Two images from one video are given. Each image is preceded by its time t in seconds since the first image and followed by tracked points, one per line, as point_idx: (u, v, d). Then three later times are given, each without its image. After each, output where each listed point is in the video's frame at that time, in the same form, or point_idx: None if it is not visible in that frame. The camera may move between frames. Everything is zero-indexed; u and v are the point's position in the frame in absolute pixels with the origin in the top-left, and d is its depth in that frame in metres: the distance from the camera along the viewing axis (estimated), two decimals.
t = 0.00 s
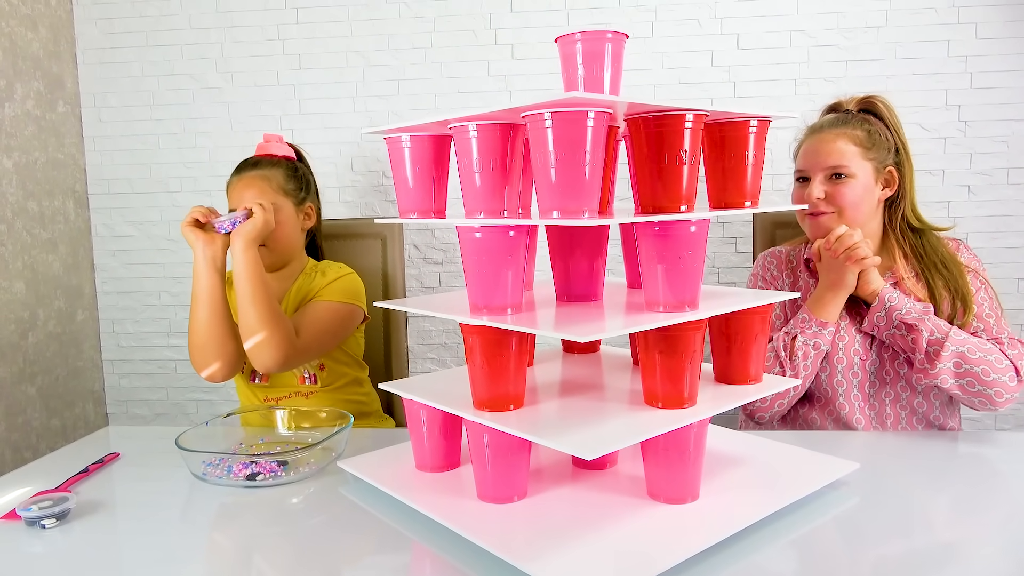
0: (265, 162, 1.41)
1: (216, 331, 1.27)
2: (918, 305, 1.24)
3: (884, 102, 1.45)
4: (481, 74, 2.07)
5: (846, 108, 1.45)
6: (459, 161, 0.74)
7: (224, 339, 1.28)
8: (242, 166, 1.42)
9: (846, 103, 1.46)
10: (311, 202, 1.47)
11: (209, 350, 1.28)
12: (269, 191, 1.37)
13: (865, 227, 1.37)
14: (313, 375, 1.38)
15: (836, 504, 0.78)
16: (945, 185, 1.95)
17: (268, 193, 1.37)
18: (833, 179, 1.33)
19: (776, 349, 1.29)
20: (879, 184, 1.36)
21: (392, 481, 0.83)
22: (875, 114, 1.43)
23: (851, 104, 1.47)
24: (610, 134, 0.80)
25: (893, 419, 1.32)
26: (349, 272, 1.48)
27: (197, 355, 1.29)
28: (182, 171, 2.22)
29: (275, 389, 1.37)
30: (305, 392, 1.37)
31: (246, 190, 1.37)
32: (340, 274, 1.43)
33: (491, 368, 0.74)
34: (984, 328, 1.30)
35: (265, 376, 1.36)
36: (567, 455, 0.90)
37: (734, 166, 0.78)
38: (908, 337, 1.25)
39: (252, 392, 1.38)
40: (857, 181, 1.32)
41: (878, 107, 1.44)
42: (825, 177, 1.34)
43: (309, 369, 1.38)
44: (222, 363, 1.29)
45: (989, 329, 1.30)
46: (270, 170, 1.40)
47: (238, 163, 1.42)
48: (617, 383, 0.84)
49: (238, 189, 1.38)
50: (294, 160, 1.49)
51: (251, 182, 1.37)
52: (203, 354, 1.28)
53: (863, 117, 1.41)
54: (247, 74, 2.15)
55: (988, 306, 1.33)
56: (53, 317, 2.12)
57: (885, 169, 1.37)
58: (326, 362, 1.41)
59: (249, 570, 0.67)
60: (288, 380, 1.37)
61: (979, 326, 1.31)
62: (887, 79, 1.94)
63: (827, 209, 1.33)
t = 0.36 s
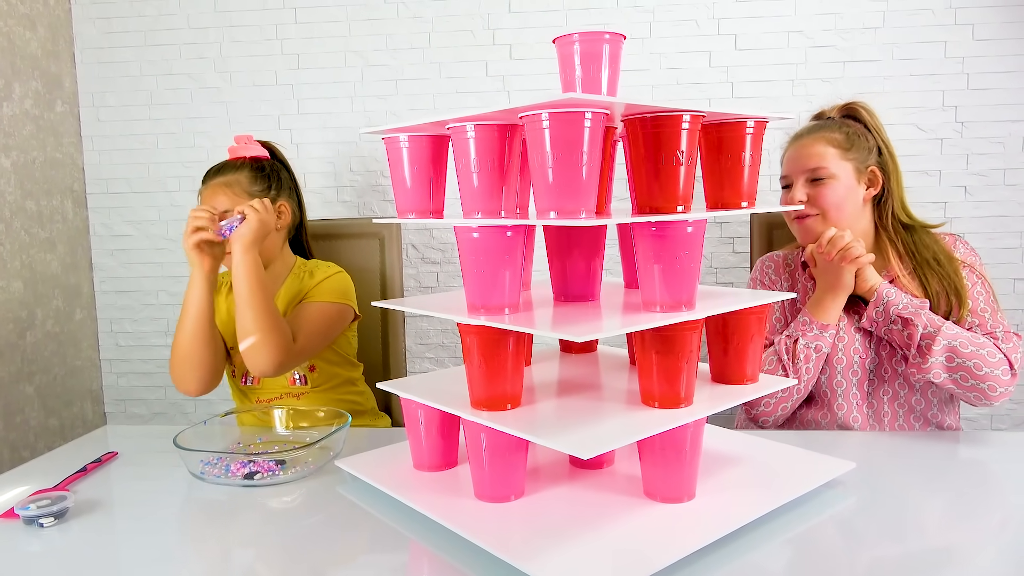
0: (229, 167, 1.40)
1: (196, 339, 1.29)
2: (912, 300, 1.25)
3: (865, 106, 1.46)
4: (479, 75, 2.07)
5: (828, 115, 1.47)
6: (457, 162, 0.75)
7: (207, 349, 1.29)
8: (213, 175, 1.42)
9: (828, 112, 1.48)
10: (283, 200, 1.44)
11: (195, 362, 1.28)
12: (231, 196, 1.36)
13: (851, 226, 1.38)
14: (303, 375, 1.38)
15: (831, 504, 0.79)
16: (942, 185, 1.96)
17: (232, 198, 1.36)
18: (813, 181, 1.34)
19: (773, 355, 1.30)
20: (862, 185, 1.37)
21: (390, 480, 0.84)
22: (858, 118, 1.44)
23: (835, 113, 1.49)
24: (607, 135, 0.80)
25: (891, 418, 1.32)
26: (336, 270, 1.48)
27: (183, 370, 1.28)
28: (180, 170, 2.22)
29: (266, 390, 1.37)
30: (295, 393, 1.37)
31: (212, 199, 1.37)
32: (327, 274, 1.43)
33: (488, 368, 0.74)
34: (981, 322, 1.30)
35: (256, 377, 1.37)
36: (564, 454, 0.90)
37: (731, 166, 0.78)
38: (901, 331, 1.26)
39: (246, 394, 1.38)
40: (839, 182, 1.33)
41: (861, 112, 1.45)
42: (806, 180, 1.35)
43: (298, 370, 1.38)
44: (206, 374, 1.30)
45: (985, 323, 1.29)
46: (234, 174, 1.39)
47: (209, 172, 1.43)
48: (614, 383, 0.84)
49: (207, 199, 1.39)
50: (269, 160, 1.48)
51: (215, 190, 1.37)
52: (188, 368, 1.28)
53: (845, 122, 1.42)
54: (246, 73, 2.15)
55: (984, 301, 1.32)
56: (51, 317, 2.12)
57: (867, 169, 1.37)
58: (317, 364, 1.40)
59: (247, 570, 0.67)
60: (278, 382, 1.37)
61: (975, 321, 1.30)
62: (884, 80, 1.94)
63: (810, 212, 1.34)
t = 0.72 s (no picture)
0: (243, 162, 1.38)
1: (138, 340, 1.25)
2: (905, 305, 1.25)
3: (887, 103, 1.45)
4: (477, 73, 2.07)
5: (849, 107, 1.46)
6: (456, 160, 0.75)
7: (140, 350, 1.22)
8: (223, 167, 1.39)
9: (850, 104, 1.47)
10: (295, 197, 1.44)
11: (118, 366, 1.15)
12: (248, 193, 1.35)
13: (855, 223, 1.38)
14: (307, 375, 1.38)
15: (829, 501, 0.79)
16: (939, 184, 1.96)
17: (250, 195, 1.35)
18: (824, 174, 1.35)
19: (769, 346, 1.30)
20: (872, 181, 1.37)
21: (388, 478, 0.84)
22: (878, 114, 1.44)
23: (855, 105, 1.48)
24: (606, 132, 0.80)
25: (878, 416, 1.33)
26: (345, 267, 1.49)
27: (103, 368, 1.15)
28: (179, 169, 2.22)
29: (268, 387, 1.38)
30: (298, 392, 1.38)
31: (225, 194, 1.35)
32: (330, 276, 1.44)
33: (487, 365, 0.74)
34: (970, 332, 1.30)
35: (259, 375, 1.38)
36: (562, 452, 0.90)
37: (730, 164, 0.78)
38: (892, 331, 1.26)
39: (247, 391, 1.39)
40: (849, 177, 1.33)
41: (882, 107, 1.44)
42: (816, 172, 1.35)
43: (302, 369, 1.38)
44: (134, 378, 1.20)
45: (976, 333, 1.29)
46: (249, 171, 1.37)
47: (218, 165, 1.40)
48: (613, 381, 0.84)
49: (218, 193, 1.36)
50: (276, 153, 1.46)
51: (230, 185, 1.35)
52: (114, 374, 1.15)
53: (864, 116, 1.42)
54: (244, 71, 2.15)
55: (978, 309, 1.32)
56: (50, 315, 2.12)
57: (880, 166, 1.37)
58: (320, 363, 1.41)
59: (248, 567, 0.67)
60: (280, 379, 1.37)
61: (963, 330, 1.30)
62: (883, 78, 1.95)
63: (817, 204, 1.34)
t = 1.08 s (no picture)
0: (253, 156, 1.37)
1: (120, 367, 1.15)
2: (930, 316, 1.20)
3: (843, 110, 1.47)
4: (478, 69, 2.07)
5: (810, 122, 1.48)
6: (457, 155, 0.75)
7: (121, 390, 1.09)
8: (229, 161, 1.38)
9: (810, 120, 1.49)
10: (302, 194, 1.45)
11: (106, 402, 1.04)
12: (259, 187, 1.35)
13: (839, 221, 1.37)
14: (319, 370, 1.39)
15: (828, 498, 0.79)
16: (940, 182, 1.97)
17: (261, 189, 1.35)
18: (798, 179, 1.33)
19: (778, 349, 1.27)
20: (846, 177, 1.36)
21: (388, 472, 0.84)
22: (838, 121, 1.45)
23: (815, 120, 1.50)
24: (607, 129, 0.80)
25: (887, 421, 1.33)
26: (355, 264, 1.50)
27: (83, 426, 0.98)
28: (179, 163, 2.22)
29: (279, 384, 1.38)
30: (311, 387, 1.39)
31: (235, 187, 1.33)
32: (352, 274, 1.45)
33: (487, 361, 0.74)
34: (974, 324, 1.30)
35: (269, 372, 1.37)
36: (562, 447, 0.90)
37: (731, 161, 0.78)
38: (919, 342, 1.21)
39: (251, 389, 1.37)
40: (823, 177, 1.32)
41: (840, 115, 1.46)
42: (790, 181, 1.34)
43: (314, 364, 1.39)
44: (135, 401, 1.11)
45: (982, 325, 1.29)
46: (258, 165, 1.37)
47: (223, 158, 1.38)
48: (613, 377, 0.84)
49: (226, 187, 1.35)
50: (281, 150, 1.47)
51: (240, 178, 1.34)
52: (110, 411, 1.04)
53: (824, 124, 1.43)
54: (244, 66, 2.15)
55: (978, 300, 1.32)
56: (50, 309, 2.11)
57: (851, 164, 1.37)
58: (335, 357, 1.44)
59: (250, 560, 0.67)
60: (293, 375, 1.38)
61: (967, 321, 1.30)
62: (884, 76, 1.94)
63: (801, 211, 1.31)
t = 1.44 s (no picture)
0: (267, 151, 1.37)
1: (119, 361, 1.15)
2: (976, 388, 1.01)
3: (851, 103, 1.44)
4: (476, 64, 2.07)
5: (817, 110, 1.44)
6: (454, 150, 0.75)
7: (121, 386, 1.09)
8: (242, 155, 1.37)
9: (817, 106, 1.46)
10: (312, 190, 1.45)
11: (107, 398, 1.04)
12: (274, 182, 1.34)
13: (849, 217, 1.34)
14: (324, 365, 1.39)
15: (823, 493, 0.80)
16: (937, 178, 1.97)
17: (275, 185, 1.34)
18: (817, 169, 1.32)
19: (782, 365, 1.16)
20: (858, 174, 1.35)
21: (385, 467, 0.84)
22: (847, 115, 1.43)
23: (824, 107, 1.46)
24: (605, 124, 0.80)
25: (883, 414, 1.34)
26: (363, 263, 1.49)
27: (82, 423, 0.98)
28: (176, 158, 2.21)
29: (284, 378, 1.37)
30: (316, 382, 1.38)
31: (249, 181, 1.33)
32: (362, 270, 1.45)
33: (484, 356, 0.74)
34: (968, 321, 1.25)
35: (275, 367, 1.37)
36: (559, 442, 0.90)
37: (728, 157, 0.78)
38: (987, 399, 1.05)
39: (255, 383, 1.37)
40: (841, 170, 1.32)
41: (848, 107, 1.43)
42: (809, 167, 1.32)
43: (320, 359, 1.39)
44: (134, 398, 1.11)
45: (975, 321, 1.24)
46: (273, 162, 1.36)
47: (236, 152, 1.37)
48: (611, 372, 0.84)
49: (239, 181, 1.34)
50: (291, 144, 1.45)
51: (254, 173, 1.33)
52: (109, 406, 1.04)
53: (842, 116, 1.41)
54: (241, 60, 2.14)
55: (971, 294, 1.26)
56: (46, 303, 2.11)
57: (863, 160, 1.35)
58: (340, 351, 1.43)
59: (248, 554, 0.68)
60: (299, 370, 1.37)
61: (959, 318, 1.26)
62: (881, 72, 1.95)
63: (815, 197, 1.31)
